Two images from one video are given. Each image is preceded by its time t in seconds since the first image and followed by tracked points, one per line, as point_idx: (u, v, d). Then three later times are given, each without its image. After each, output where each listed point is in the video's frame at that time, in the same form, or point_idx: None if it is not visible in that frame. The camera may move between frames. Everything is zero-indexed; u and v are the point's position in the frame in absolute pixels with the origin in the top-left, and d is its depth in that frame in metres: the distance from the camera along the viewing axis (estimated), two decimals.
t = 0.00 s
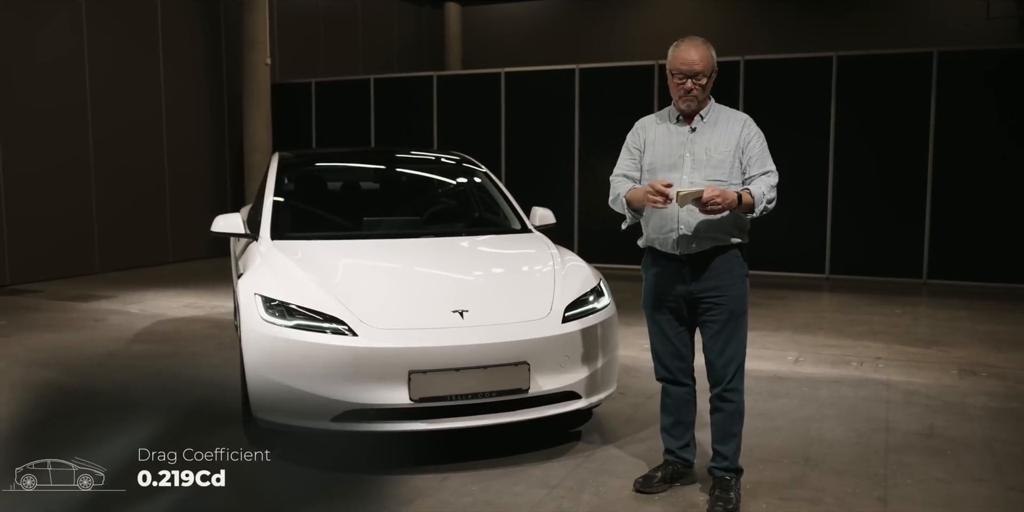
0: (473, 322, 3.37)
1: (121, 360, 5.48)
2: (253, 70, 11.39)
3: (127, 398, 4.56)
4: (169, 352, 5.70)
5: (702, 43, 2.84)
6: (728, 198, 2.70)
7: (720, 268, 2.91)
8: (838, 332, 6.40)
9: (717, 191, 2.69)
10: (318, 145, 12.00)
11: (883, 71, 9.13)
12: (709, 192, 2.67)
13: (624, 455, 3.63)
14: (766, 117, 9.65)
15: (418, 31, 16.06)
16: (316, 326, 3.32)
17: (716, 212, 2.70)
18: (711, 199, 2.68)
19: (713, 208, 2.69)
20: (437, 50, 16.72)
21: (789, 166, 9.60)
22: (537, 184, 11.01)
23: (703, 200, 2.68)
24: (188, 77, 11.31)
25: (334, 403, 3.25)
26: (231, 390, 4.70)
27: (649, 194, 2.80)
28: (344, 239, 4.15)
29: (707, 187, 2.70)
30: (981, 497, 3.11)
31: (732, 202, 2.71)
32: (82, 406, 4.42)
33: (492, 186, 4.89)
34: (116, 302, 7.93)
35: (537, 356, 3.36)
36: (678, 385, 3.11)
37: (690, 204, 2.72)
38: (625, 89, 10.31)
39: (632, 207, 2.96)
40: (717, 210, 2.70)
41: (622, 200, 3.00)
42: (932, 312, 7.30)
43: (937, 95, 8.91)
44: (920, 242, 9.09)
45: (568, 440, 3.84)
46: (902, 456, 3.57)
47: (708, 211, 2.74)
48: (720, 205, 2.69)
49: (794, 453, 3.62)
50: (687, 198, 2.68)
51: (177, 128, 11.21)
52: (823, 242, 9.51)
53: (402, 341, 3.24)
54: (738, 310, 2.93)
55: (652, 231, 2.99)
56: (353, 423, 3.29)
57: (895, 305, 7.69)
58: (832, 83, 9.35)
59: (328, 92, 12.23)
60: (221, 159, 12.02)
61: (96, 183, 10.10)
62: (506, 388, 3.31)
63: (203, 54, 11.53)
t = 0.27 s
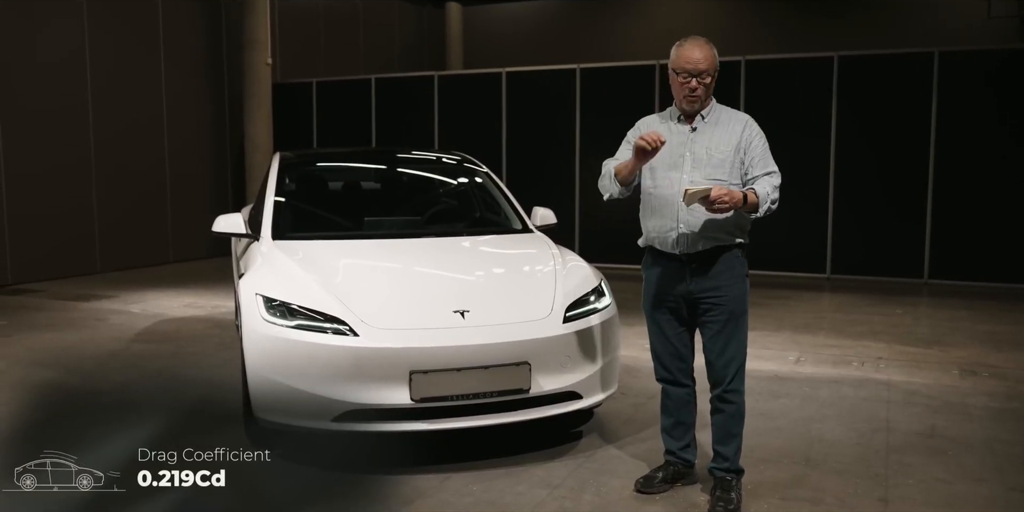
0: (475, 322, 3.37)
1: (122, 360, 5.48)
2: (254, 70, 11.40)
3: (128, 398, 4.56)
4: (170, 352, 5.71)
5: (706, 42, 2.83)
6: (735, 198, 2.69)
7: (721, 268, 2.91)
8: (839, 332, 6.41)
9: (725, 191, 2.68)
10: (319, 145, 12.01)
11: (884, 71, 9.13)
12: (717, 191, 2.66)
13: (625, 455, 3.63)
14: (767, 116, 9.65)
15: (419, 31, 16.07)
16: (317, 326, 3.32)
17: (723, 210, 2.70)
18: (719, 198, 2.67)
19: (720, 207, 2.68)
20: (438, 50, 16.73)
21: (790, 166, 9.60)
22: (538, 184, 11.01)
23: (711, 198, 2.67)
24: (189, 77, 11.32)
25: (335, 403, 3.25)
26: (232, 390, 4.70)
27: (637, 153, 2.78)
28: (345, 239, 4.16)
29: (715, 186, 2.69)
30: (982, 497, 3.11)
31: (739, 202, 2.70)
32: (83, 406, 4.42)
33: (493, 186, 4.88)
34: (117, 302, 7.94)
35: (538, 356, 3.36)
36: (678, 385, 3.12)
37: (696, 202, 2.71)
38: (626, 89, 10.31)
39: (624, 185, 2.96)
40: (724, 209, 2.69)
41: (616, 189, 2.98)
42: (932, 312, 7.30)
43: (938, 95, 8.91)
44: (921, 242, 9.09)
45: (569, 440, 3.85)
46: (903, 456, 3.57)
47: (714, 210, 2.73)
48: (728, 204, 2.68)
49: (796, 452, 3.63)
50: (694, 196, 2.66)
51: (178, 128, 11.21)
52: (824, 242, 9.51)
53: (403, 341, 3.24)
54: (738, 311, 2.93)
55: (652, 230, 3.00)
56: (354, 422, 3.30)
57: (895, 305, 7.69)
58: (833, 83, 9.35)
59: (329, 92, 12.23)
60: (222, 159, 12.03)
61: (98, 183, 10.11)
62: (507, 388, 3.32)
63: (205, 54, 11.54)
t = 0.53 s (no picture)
0: (475, 322, 3.37)
1: (122, 359, 5.49)
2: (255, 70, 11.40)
3: (128, 398, 4.56)
4: (171, 351, 5.71)
5: (709, 42, 2.83)
6: (740, 198, 2.68)
7: (721, 269, 2.91)
8: (840, 332, 6.40)
9: (731, 191, 2.67)
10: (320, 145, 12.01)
11: (885, 71, 9.12)
12: (722, 191, 2.66)
13: (626, 456, 3.63)
14: (768, 116, 9.64)
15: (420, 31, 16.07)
16: (318, 326, 3.32)
17: (728, 211, 2.69)
18: (724, 198, 2.67)
19: (725, 207, 2.68)
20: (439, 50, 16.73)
21: (791, 166, 9.58)
22: (539, 183, 11.01)
23: (716, 198, 2.67)
24: (191, 77, 11.32)
25: (335, 403, 3.25)
26: (232, 390, 4.70)
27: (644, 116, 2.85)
28: (346, 239, 4.15)
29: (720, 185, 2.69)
30: (983, 498, 3.11)
31: (744, 203, 2.70)
32: (83, 405, 4.43)
33: (494, 186, 4.88)
34: (118, 302, 7.94)
35: (538, 357, 3.36)
36: (678, 386, 3.11)
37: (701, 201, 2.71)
38: (627, 89, 10.31)
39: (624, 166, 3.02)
40: (729, 209, 2.69)
41: (614, 170, 3.02)
42: (934, 312, 7.29)
43: (939, 95, 8.90)
44: (922, 242, 9.08)
45: (569, 440, 3.84)
46: (905, 457, 3.57)
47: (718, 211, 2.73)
48: (732, 204, 2.68)
49: (796, 453, 3.63)
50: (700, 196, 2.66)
51: (179, 127, 11.21)
52: (825, 242, 9.50)
53: (403, 341, 3.24)
54: (739, 311, 2.92)
55: (653, 229, 3.00)
56: (355, 423, 3.30)
57: (896, 305, 7.68)
58: (834, 83, 9.34)
59: (330, 92, 12.24)
60: (223, 159, 12.03)
61: (99, 183, 10.11)
62: (508, 388, 3.32)
63: (205, 54, 11.54)
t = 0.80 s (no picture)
0: (476, 321, 3.37)
1: (123, 359, 5.49)
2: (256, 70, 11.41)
3: (129, 398, 4.56)
4: (172, 351, 5.71)
5: (717, 43, 2.83)
6: (748, 201, 2.68)
7: (724, 268, 2.91)
8: (841, 331, 6.40)
9: (739, 194, 2.67)
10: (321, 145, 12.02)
11: (887, 70, 9.12)
12: (731, 194, 2.65)
13: (628, 455, 3.63)
14: (769, 115, 9.64)
15: (420, 31, 16.08)
16: (319, 325, 3.33)
17: (736, 213, 2.69)
18: (733, 200, 2.66)
19: (734, 209, 2.67)
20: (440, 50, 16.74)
21: (793, 165, 9.58)
22: (540, 183, 11.01)
23: (725, 201, 2.67)
24: (192, 77, 11.33)
25: (336, 403, 3.25)
26: (233, 390, 4.70)
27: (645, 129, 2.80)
28: (347, 239, 4.16)
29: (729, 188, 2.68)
30: (984, 498, 3.11)
31: (750, 205, 2.69)
32: (84, 405, 4.43)
33: (495, 186, 4.87)
34: (119, 301, 7.94)
35: (540, 356, 3.36)
36: (680, 385, 3.11)
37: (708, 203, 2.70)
38: (628, 88, 10.31)
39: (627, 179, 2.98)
40: (737, 211, 2.68)
41: (618, 181, 2.99)
42: (935, 311, 7.29)
43: (940, 94, 8.89)
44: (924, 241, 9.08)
45: (570, 439, 3.85)
46: (906, 456, 3.57)
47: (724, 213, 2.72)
48: (741, 206, 2.67)
49: (798, 452, 3.62)
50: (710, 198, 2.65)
51: (180, 127, 11.22)
52: (826, 241, 9.50)
53: (405, 341, 3.24)
54: (740, 311, 2.93)
55: (656, 229, 3.00)
56: (356, 422, 3.30)
57: (897, 304, 7.67)
58: (835, 82, 9.34)
59: (331, 92, 12.24)
60: (224, 159, 12.03)
61: (100, 182, 10.12)
62: (509, 387, 3.32)
63: (207, 53, 11.54)
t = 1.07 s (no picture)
0: (477, 321, 3.37)
1: (125, 359, 5.49)
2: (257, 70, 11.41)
3: (130, 398, 4.56)
4: (172, 351, 5.72)
5: (718, 38, 2.86)
6: (750, 200, 2.68)
7: (726, 268, 2.91)
8: (842, 331, 6.40)
9: (741, 193, 2.67)
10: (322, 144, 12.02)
11: (888, 70, 9.11)
12: (733, 192, 2.66)
13: (629, 455, 3.63)
14: (770, 115, 9.63)
15: (421, 31, 16.08)
16: (320, 325, 3.33)
17: (738, 212, 2.69)
18: (735, 199, 2.66)
19: (736, 208, 2.67)
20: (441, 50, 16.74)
21: (793, 165, 9.57)
22: (541, 183, 11.00)
23: (727, 199, 2.67)
24: (193, 77, 11.33)
25: (337, 402, 3.25)
26: (234, 390, 4.70)
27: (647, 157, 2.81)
28: (347, 238, 4.16)
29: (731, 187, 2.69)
30: (986, 498, 3.10)
31: (752, 204, 2.70)
32: (84, 405, 4.43)
33: (496, 185, 4.87)
34: (120, 301, 7.95)
35: (540, 356, 3.36)
36: (681, 385, 3.11)
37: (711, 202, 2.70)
38: (629, 88, 10.31)
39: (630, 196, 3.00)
40: (739, 210, 2.68)
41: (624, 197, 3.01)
42: (936, 311, 7.28)
43: (941, 93, 8.89)
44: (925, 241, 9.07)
45: (571, 438, 3.85)
46: (907, 456, 3.56)
47: (727, 213, 2.72)
48: (743, 206, 2.67)
49: (798, 452, 3.62)
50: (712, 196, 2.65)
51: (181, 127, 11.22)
52: (827, 241, 9.49)
53: (405, 340, 3.24)
54: (743, 311, 2.93)
55: (658, 230, 2.99)
56: (356, 422, 3.30)
57: (898, 304, 7.67)
58: (836, 82, 9.33)
59: (332, 91, 12.24)
60: (225, 158, 12.04)
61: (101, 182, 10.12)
62: (510, 387, 3.32)
63: (208, 53, 11.54)
